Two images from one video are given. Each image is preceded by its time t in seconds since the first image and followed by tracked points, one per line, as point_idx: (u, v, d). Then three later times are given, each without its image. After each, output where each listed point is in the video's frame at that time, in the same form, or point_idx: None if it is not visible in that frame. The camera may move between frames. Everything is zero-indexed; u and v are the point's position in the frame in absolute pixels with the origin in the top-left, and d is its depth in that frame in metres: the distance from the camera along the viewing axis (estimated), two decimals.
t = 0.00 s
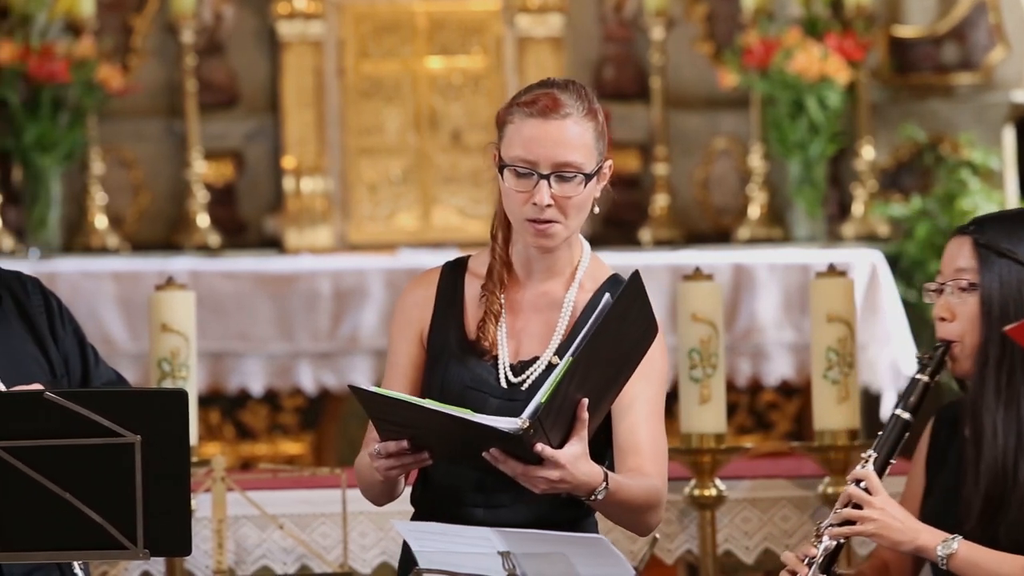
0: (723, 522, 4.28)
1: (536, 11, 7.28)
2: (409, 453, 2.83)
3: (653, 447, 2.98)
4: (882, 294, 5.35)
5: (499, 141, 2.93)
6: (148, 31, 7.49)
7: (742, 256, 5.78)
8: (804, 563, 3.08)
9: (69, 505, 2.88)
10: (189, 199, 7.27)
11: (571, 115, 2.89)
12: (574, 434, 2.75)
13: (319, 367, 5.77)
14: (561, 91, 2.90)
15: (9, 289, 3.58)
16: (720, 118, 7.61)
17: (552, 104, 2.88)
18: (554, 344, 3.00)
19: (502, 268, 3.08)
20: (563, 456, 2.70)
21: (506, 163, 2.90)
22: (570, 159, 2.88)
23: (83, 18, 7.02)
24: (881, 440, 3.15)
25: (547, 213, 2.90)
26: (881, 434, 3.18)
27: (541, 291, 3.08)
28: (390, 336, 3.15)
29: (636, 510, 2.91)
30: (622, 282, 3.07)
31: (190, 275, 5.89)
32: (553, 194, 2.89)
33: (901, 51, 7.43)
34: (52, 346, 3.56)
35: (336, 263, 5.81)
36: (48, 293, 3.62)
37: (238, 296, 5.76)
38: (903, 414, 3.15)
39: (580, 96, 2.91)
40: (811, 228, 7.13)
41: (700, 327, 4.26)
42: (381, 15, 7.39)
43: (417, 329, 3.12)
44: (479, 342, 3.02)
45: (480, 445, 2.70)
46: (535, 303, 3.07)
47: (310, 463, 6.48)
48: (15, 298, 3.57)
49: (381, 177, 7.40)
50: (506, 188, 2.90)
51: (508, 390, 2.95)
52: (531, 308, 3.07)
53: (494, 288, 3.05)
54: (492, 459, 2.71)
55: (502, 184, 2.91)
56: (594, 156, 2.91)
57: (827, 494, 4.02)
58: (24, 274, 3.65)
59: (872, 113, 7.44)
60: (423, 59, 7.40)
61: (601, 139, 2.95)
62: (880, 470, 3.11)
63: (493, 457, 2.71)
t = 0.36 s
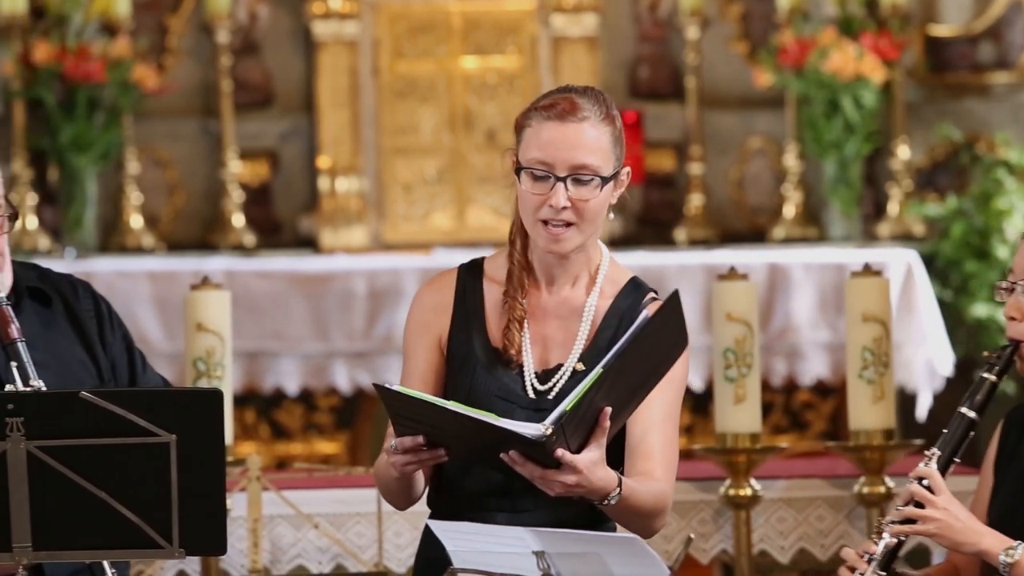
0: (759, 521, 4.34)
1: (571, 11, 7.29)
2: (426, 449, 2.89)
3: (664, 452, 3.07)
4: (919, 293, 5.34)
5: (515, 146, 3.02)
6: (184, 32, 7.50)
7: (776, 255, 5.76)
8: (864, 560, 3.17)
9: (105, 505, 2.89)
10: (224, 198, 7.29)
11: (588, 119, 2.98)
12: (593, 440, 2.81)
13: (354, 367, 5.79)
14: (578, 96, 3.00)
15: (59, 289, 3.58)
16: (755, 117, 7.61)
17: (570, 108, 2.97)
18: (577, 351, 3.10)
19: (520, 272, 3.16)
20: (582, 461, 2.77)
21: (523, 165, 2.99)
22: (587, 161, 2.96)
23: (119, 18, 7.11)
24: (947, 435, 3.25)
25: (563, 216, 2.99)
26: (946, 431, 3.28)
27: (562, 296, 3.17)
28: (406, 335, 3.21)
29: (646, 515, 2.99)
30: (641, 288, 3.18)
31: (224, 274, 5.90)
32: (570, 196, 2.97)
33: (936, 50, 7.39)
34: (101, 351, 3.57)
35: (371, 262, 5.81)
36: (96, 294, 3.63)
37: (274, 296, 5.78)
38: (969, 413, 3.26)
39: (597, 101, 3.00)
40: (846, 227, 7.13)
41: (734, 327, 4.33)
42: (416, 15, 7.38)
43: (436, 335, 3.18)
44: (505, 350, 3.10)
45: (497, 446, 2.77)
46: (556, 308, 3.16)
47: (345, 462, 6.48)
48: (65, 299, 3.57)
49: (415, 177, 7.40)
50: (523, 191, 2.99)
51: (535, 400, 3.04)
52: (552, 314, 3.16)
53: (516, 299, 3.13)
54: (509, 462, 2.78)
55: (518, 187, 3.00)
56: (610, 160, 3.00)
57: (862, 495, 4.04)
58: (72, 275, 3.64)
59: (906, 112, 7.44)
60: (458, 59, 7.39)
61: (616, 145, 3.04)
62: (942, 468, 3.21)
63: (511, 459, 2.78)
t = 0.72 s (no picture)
0: (799, 522, 4.34)
1: (612, 10, 7.28)
2: (456, 451, 3.05)
3: (699, 434, 3.24)
4: (960, 293, 5.33)
5: (539, 138, 3.26)
6: (225, 31, 7.52)
7: (817, 254, 5.76)
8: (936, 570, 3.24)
9: (149, 504, 2.90)
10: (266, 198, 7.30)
11: (607, 97, 3.24)
12: (628, 435, 2.96)
13: (395, 366, 5.79)
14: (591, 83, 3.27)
15: (120, 293, 3.62)
16: (796, 116, 7.59)
17: (589, 86, 3.24)
18: (605, 336, 3.27)
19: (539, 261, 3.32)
20: (619, 456, 2.93)
21: (558, 148, 3.22)
22: (619, 131, 3.21)
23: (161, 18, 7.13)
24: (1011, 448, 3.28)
25: (607, 190, 3.21)
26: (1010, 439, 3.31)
27: (585, 284, 3.34)
28: (429, 343, 3.38)
29: (684, 504, 3.15)
30: (661, 273, 3.35)
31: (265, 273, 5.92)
32: (611, 167, 3.20)
33: (979, 49, 7.38)
34: (159, 358, 3.58)
35: (411, 262, 5.83)
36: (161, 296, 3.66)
37: (314, 295, 5.80)
38: None
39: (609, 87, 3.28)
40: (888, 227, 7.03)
41: (775, 327, 4.32)
42: (457, 14, 7.38)
43: (458, 336, 3.35)
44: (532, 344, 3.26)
45: (537, 445, 2.94)
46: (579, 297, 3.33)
47: (387, 462, 6.48)
48: (125, 303, 3.61)
49: (457, 176, 7.39)
50: (564, 170, 3.21)
51: (569, 387, 3.21)
52: (578, 303, 3.33)
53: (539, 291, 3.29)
54: (548, 458, 2.95)
55: (558, 169, 3.22)
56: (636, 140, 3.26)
57: (904, 494, 4.05)
58: (138, 278, 3.68)
59: (948, 111, 7.42)
60: (500, 58, 7.39)
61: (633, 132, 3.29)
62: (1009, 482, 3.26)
63: (550, 456, 2.95)
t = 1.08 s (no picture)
0: (844, 522, 4.33)
1: (656, 10, 7.27)
2: (508, 461, 3.08)
3: (740, 436, 3.28)
4: (1004, 293, 5.34)
5: (568, 141, 3.34)
6: (269, 32, 7.54)
7: (862, 254, 5.77)
8: None
9: (193, 504, 2.91)
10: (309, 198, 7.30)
11: (631, 96, 3.34)
12: (678, 435, 3.00)
13: (439, 365, 5.82)
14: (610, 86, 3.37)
15: (182, 296, 3.62)
16: (840, 116, 7.57)
17: (611, 85, 3.34)
18: (638, 344, 3.32)
19: (555, 274, 3.41)
20: (672, 457, 2.96)
21: (592, 147, 3.29)
22: (649, 126, 3.30)
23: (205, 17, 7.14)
24: None
25: (643, 184, 3.27)
26: None
27: (618, 290, 3.39)
28: (469, 355, 3.44)
29: (730, 506, 3.20)
30: (693, 274, 3.40)
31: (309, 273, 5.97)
32: (646, 160, 3.28)
33: None
34: (219, 365, 3.59)
35: (454, 261, 5.87)
36: (223, 299, 3.65)
37: (358, 295, 5.85)
38: None
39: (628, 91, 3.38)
40: (933, 227, 7.02)
41: (820, 326, 4.33)
42: (500, 14, 7.38)
43: (497, 350, 3.43)
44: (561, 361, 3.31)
45: (592, 449, 2.97)
46: (611, 304, 3.38)
47: (430, 461, 6.48)
48: (187, 307, 3.61)
49: (500, 176, 7.36)
50: (602, 166, 3.28)
51: (605, 397, 3.27)
52: (612, 311, 3.38)
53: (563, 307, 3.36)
54: (601, 463, 2.98)
55: (593, 167, 3.29)
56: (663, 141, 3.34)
57: (949, 495, 4.04)
58: (201, 278, 3.68)
59: (993, 110, 7.40)
60: (543, 57, 7.39)
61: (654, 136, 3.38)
62: None
63: (603, 460, 2.97)
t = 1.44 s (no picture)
0: (881, 522, 4.32)
1: (694, 9, 7.27)
2: (540, 470, 3.12)
3: (773, 443, 3.27)
4: None
5: (602, 143, 3.36)
6: (308, 31, 7.55)
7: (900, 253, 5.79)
8: None
9: (231, 504, 2.92)
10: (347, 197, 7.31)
11: (667, 98, 3.34)
12: (708, 445, 3.01)
13: (476, 365, 5.87)
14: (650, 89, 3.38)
15: (241, 302, 3.49)
16: (878, 115, 7.56)
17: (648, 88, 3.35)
18: (672, 349, 3.32)
19: (591, 276, 3.42)
20: (702, 467, 2.97)
21: (624, 149, 3.31)
22: (682, 129, 3.30)
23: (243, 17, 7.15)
24: None
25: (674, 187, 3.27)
26: None
27: (653, 296, 3.39)
28: (503, 356, 3.46)
29: (762, 512, 3.21)
30: (729, 281, 3.39)
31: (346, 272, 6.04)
32: (677, 164, 3.28)
33: None
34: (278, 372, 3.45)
35: (492, 261, 5.94)
36: (282, 300, 3.52)
37: (396, 294, 5.91)
38: None
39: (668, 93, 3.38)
40: (972, 226, 7.05)
41: (857, 325, 4.33)
42: (539, 13, 7.38)
43: (529, 346, 3.44)
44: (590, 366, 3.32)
45: (623, 461, 2.99)
46: (645, 310, 3.39)
47: (468, 461, 6.49)
48: (245, 313, 3.47)
49: (538, 175, 7.37)
50: (633, 169, 3.30)
51: (636, 402, 3.26)
52: (647, 316, 3.39)
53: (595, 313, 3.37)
54: (632, 474, 3.00)
55: (623, 170, 3.30)
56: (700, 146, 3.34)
57: (988, 493, 4.02)
58: (261, 280, 3.55)
59: None
60: (581, 57, 7.39)
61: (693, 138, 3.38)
62: None
63: (633, 471, 3.00)
